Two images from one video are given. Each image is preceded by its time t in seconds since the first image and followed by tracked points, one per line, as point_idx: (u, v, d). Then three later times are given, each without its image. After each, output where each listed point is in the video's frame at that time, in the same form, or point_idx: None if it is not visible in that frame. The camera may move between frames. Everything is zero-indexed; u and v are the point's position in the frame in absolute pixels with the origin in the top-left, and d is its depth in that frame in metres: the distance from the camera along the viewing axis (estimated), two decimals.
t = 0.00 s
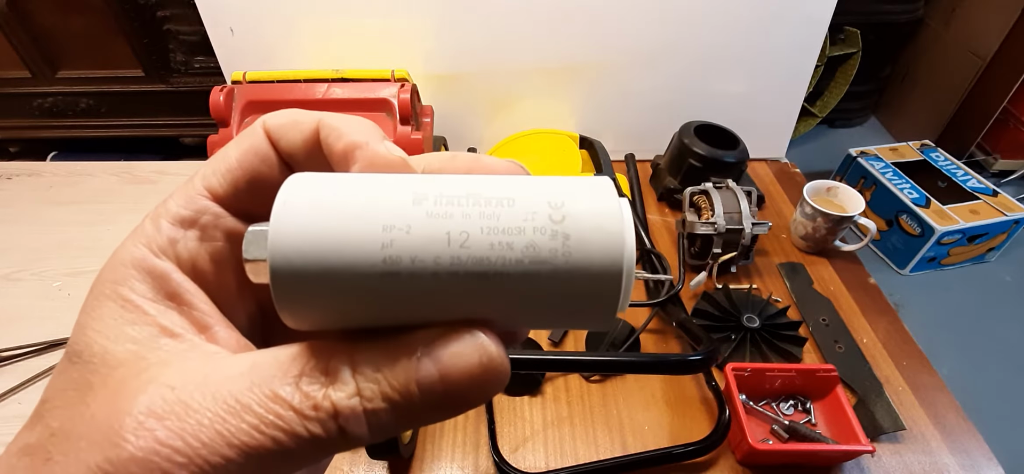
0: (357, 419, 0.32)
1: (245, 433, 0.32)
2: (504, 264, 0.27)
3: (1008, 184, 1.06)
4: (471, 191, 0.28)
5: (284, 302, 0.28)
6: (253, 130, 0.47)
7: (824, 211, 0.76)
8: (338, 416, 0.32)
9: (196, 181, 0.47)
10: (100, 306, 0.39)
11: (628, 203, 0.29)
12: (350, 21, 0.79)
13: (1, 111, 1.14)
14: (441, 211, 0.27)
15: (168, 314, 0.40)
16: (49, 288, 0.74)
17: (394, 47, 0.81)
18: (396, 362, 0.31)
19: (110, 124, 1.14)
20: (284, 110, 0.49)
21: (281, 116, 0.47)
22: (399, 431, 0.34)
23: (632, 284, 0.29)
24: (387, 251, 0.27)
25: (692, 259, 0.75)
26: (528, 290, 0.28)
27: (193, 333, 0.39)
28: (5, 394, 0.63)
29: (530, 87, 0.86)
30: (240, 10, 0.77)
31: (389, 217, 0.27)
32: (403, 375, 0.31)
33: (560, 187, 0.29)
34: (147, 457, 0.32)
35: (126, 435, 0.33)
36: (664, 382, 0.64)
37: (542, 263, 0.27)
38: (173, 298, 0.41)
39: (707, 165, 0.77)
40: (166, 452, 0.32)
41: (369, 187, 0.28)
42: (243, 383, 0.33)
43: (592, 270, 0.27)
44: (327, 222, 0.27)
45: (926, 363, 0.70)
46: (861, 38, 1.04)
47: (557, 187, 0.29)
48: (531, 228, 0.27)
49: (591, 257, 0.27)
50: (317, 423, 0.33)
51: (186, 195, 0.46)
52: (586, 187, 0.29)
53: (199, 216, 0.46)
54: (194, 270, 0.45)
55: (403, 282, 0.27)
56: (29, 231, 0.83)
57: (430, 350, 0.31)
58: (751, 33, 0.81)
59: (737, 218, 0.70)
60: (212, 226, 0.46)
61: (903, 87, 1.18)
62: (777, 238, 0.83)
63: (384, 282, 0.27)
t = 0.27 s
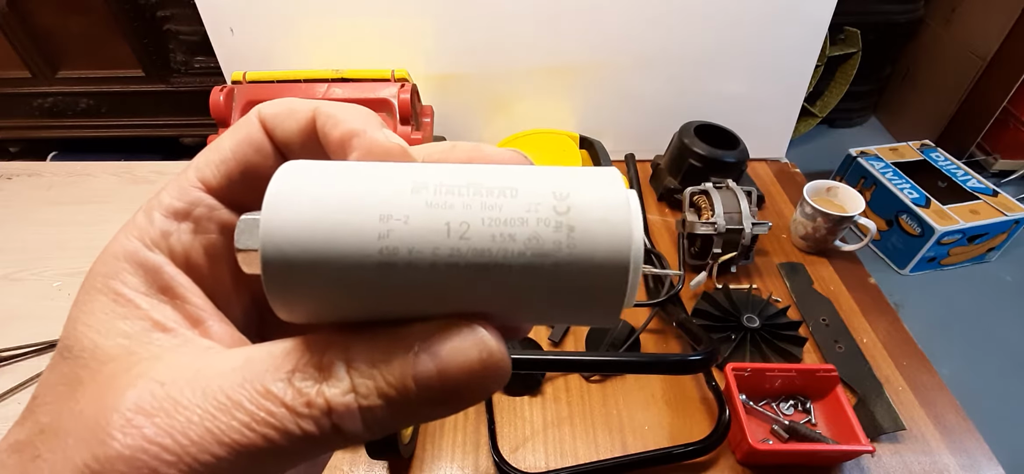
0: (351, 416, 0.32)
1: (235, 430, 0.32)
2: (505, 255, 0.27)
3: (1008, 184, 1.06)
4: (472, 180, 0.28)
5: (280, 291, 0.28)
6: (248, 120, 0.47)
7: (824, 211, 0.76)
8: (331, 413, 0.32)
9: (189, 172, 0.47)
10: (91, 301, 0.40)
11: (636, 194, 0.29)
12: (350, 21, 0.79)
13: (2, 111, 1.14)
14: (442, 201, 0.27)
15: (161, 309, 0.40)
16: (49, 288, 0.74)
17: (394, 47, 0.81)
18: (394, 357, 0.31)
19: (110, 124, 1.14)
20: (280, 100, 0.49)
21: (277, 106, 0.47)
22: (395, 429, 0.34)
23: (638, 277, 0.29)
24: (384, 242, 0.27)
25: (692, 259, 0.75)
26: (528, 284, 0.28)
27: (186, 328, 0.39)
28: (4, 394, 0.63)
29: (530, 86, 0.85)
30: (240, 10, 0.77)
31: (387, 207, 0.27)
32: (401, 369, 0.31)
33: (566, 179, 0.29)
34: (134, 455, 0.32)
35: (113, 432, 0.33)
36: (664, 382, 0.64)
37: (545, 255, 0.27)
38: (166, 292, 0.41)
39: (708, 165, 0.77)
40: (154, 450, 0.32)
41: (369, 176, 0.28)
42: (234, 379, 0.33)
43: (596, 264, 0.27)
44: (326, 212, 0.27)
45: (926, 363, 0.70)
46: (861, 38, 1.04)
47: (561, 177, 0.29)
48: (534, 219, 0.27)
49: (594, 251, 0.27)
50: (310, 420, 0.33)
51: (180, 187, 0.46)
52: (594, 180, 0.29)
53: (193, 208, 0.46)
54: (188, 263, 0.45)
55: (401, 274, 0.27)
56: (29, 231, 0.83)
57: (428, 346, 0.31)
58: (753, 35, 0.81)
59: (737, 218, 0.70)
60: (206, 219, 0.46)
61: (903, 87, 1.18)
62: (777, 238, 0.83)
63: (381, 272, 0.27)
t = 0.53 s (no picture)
0: (357, 420, 0.33)
1: (239, 435, 0.33)
2: (512, 266, 0.27)
3: (1008, 184, 1.06)
4: (479, 186, 0.28)
5: (283, 298, 0.28)
6: (248, 118, 0.47)
7: (823, 210, 0.76)
8: (337, 418, 0.33)
9: (190, 172, 0.47)
10: (91, 301, 0.40)
11: (648, 196, 0.29)
12: (350, 21, 0.79)
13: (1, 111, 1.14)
14: (447, 210, 0.27)
15: (161, 309, 0.40)
16: (49, 288, 0.74)
17: (394, 47, 0.81)
18: (401, 361, 0.31)
19: (110, 124, 1.14)
20: (280, 97, 0.49)
21: (276, 102, 0.47)
22: (401, 432, 0.34)
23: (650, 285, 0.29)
24: (389, 252, 0.27)
25: (692, 259, 0.75)
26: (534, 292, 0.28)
27: (187, 329, 0.39)
28: (4, 394, 0.63)
29: (530, 86, 0.85)
30: (241, 10, 0.77)
31: (391, 216, 0.27)
32: (409, 375, 0.31)
33: (576, 184, 0.28)
34: (136, 460, 0.32)
35: (113, 435, 0.32)
36: (664, 382, 0.64)
37: (553, 266, 0.27)
38: (167, 293, 0.41)
39: (707, 165, 0.77)
40: (156, 455, 0.32)
41: (374, 181, 0.28)
42: (237, 382, 0.33)
43: (605, 274, 0.28)
44: (331, 220, 0.27)
45: (926, 363, 0.70)
46: (861, 38, 1.04)
47: (571, 181, 0.28)
48: (543, 228, 0.27)
49: (603, 262, 0.27)
50: (315, 425, 0.33)
51: (179, 186, 0.46)
52: (607, 187, 0.28)
53: (192, 208, 0.45)
54: (188, 264, 0.44)
55: (407, 283, 0.27)
56: (29, 231, 0.83)
57: (436, 353, 0.31)
58: (752, 34, 0.81)
59: (737, 218, 0.70)
60: (205, 219, 0.46)
61: (903, 87, 1.18)
62: (777, 238, 0.83)
63: (386, 280, 0.27)
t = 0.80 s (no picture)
0: (350, 415, 0.32)
1: (229, 430, 0.32)
2: (510, 254, 0.27)
3: (1008, 184, 1.06)
4: (476, 173, 0.28)
5: (275, 284, 0.28)
6: (240, 107, 0.47)
7: (824, 210, 0.76)
8: (330, 412, 0.32)
9: (182, 163, 0.46)
10: (81, 295, 0.40)
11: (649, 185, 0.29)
12: (350, 21, 0.79)
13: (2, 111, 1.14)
14: (444, 196, 0.27)
15: (153, 303, 0.40)
16: (49, 288, 0.75)
17: (394, 47, 0.81)
18: (396, 354, 0.31)
19: (110, 124, 1.14)
20: (272, 86, 0.48)
21: (269, 92, 0.47)
22: (396, 428, 0.34)
23: (652, 273, 0.29)
24: (383, 240, 0.27)
25: (692, 259, 0.75)
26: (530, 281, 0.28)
27: (179, 323, 0.39)
28: (4, 394, 0.63)
29: (530, 86, 0.85)
30: (240, 10, 0.77)
31: (385, 202, 0.27)
32: (404, 369, 0.31)
33: (575, 171, 0.28)
34: (124, 456, 0.32)
35: (102, 431, 0.33)
36: (664, 382, 0.64)
37: (553, 254, 0.27)
38: (158, 286, 0.41)
39: (708, 165, 0.77)
40: (144, 451, 0.32)
41: (370, 167, 0.28)
42: (228, 377, 0.33)
43: (605, 263, 0.28)
44: (326, 205, 0.27)
45: (926, 363, 0.70)
46: (860, 38, 1.04)
47: (570, 169, 0.29)
48: (542, 216, 0.27)
49: (602, 250, 0.27)
50: (307, 419, 0.33)
51: (171, 178, 0.46)
52: (608, 175, 0.29)
53: (184, 199, 0.45)
54: (180, 256, 0.44)
55: (401, 270, 0.27)
56: (29, 231, 0.83)
57: (433, 344, 0.31)
58: (752, 37, 0.81)
59: (737, 218, 0.70)
60: (197, 211, 0.46)
61: (903, 86, 1.18)
62: (777, 238, 0.83)
63: (381, 267, 0.27)
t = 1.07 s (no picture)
0: (344, 411, 0.32)
1: (222, 427, 0.32)
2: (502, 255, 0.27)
3: (1008, 184, 1.06)
4: (468, 173, 0.28)
5: (266, 287, 0.28)
6: (222, 101, 0.46)
7: (824, 210, 0.76)
8: (323, 409, 0.32)
9: (165, 160, 0.46)
10: (69, 293, 0.40)
11: (643, 181, 0.29)
12: (350, 21, 0.79)
13: (2, 111, 1.14)
14: (434, 198, 0.27)
15: (141, 301, 0.40)
16: (49, 287, 0.75)
17: (394, 47, 0.81)
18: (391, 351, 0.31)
19: (110, 124, 1.14)
20: (255, 79, 0.48)
21: (251, 84, 0.46)
22: (392, 424, 0.34)
23: (646, 270, 0.29)
24: (374, 242, 0.27)
25: (692, 259, 0.75)
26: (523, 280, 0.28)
27: (168, 321, 0.40)
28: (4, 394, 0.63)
29: (530, 85, 0.85)
30: (240, 10, 0.77)
31: (375, 205, 0.27)
32: (399, 365, 0.31)
33: (568, 170, 0.28)
34: (114, 453, 0.32)
35: (90, 429, 0.32)
36: (664, 383, 0.64)
37: (547, 254, 0.27)
38: (146, 285, 0.41)
39: (708, 165, 0.77)
40: (135, 448, 0.32)
41: (361, 168, 0.28)
42: (219, 374, 0.33)
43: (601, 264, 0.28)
44: (316, 208, 0.27)
45: (926, 363, 0.70)
46: (860, 37, 1.04)
47: (564, 168, 0.28)
48: (535, 217, 0.27)
49: (595, 251, 0.27)
50: (300, 416, 0.32)
51: (156, 175, 0.45)
52: (604, 171, 0.28)
53: (170, 198, 0.45)
54: (168, 253, 0.44)
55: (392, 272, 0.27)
56: (29, 231, 0.83)
57: (428, 340, 0.31)
58: (752, 37, 0.81)
59: (737, 218, 0.70)
60: (185, 209, 0.45)
61: (903, 87, 1.18)
62: (777, 238, 0.83)
63: (373, 269, 0.27)
